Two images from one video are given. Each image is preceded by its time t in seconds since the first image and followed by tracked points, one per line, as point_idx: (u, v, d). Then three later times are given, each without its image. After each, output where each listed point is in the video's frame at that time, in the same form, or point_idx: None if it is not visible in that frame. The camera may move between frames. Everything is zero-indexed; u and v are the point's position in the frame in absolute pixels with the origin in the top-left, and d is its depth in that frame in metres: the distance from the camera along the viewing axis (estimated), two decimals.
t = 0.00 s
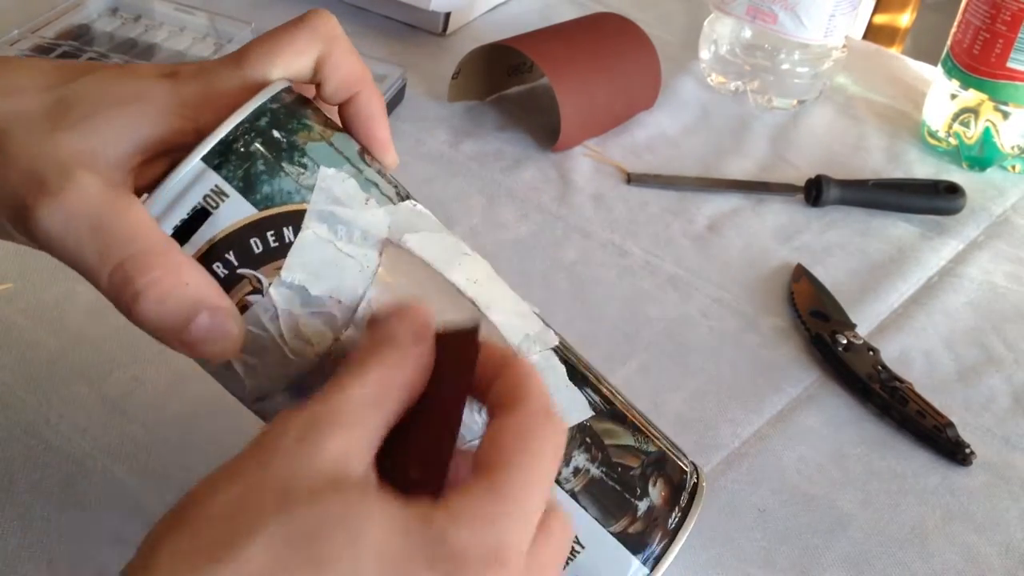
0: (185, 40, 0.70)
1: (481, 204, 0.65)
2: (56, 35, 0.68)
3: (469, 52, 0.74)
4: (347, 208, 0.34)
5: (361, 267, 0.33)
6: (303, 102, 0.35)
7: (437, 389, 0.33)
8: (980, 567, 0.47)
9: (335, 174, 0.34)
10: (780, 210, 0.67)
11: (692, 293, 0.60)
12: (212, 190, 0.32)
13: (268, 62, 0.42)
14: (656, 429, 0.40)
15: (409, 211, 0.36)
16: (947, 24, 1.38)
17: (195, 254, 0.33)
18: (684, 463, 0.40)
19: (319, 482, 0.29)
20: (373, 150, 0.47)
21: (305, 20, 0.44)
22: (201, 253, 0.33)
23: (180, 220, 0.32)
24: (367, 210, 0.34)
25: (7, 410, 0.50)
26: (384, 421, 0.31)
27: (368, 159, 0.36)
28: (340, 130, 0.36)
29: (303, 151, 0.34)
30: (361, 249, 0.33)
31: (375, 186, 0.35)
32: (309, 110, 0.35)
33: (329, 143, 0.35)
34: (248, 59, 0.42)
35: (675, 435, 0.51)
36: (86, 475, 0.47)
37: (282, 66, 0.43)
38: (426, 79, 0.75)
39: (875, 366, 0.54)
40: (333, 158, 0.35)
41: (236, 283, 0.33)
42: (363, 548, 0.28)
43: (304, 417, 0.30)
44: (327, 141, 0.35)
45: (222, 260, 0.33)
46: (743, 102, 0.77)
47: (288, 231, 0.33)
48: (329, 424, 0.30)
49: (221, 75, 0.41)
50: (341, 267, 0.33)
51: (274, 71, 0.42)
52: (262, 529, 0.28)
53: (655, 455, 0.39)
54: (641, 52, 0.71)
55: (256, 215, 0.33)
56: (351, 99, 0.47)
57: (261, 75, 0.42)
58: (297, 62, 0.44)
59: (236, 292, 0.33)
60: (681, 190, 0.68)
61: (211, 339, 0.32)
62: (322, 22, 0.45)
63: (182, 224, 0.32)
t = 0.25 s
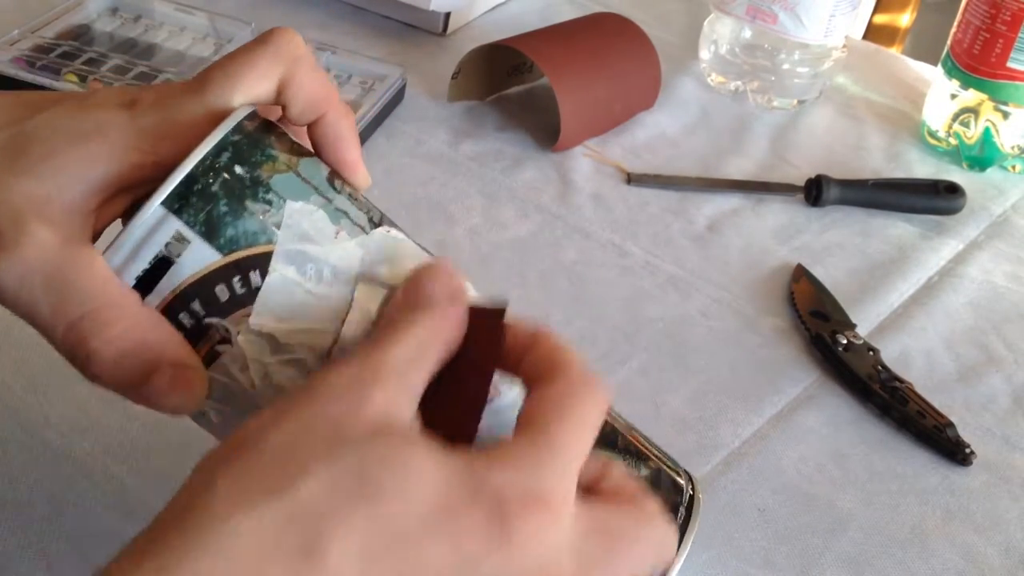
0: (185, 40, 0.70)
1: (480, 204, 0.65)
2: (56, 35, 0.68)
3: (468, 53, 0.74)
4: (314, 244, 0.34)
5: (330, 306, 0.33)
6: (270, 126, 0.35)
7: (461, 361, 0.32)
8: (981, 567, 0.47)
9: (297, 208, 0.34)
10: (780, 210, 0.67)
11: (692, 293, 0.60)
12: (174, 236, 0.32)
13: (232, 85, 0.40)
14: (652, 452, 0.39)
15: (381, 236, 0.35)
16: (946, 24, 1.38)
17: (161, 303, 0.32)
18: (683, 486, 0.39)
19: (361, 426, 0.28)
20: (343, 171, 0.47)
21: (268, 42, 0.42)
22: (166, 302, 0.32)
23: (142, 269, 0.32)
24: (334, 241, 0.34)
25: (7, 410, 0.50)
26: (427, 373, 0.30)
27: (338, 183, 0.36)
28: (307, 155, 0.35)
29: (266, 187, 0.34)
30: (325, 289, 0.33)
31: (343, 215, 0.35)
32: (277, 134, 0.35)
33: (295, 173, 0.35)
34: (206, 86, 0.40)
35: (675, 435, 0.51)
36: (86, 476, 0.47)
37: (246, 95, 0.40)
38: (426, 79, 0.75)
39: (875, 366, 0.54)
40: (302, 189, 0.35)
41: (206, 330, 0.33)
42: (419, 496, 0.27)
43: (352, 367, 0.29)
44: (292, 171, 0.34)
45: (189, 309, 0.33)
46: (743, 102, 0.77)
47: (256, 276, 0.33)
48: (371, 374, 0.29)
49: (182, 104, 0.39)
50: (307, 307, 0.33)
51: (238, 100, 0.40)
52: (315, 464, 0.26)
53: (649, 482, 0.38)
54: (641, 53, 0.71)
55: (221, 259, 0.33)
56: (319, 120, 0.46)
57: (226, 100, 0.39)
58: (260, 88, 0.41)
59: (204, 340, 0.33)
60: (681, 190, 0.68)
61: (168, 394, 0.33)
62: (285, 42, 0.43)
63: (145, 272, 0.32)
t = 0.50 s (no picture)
0: (185, 40, 0.70)
1: (480, 204, 0.65)
2: (56, 35, 0.68)
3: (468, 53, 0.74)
4: (315, 246, 0.33)
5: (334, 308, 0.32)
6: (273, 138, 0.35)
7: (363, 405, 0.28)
8: (981, 567, 0.47)
9: (297, 212, 0.34)
10: (780, 210, 0.67)
11: (692, 293, 0.60)
12: (176, 240, 0.32)
13: (233, 92, 0.40)
14: (656, 450, 0.38)
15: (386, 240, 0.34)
16: (945, 24, 1.38)
17: (166, 308, 0.33)
18: (685, 483, 0.39)
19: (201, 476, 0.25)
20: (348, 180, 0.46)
21: (270, 49, 0.42)
22: (171, 305, 0.33)
23: (147, 272, 0.32)
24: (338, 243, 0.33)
25: (7, 410, 0.50)
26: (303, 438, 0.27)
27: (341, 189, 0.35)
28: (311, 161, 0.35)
29: (269, 190, 0.34)
30: (329, 289, 0.32)
31: (347, 219, 0.34)
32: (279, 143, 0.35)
33: (298, 177, 0.34)
34: (208, 92, 0.39)
35: (675, 435, 0.51)
36: (87, 476, 0.47)
37: (247, 100, 0.40)
38: (426, 79, 0.75)
39: (875, 366, 0.54)
40: (308, 195, 0.34)
41: (211, 331, 0.33)
42: None
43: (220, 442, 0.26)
44: (293, 175, 0.34)
45: (192, 313, 0.33)
46: (743, 102, 0.77)
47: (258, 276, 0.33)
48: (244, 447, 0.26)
49: (184, 113, 0.39)
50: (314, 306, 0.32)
51: (238, 106, 0.40)
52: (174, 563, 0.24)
53: (653, 476, 0.38)
54: (642, 52, 0.71)
55: (225, 260, 0.33)
56: (321, 127, 0.46)
57: (227, 108, 0.39)
58: (262, 93, 0.42)
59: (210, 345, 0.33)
60: (681, 190, 0.68)
61: (180, 393, 0.33)
62: (284, 49, 0.43)
63: (150, 275, 0.32)
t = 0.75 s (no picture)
0: (185, 40, 0.70)
1: (480, 204, 0.65)
2: (56, 35, 0.68)
3: (468, 53, 0.74)
4: (292, 272, 0.32)
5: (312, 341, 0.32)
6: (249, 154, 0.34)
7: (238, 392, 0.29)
8: (981, 567, 0.47)
9: (276, 234, 0.33)
10: (780, 210, 0.67)
11: (692, 293, 0.60)
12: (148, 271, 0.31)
13: (201, 113, 0.37)
14: (650, 468, 0.38)
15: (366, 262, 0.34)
16: (944, 24, 1.38)
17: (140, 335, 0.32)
18: (679, 503, 0.38)
19: (162, 415, 0.27)
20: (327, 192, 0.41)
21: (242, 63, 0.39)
22: (145, 333, 0.32)
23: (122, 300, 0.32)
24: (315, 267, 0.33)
25: (7, 411, 0.50)
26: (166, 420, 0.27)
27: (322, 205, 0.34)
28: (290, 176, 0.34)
29: (244, 216, 0.33)
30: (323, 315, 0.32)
31: (325, 241, 0.33)
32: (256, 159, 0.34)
33: (275, 200, 0.33)
34: (179, 117, 0.37)
35: (675, 435, 0.51)
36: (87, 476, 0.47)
37: (217, 119, 0.38)
38: (426, 79, 0.75)
39: (875, 366, 0.54)
40: (286, 219, 0.33)
41: (185, 360, 0.32)
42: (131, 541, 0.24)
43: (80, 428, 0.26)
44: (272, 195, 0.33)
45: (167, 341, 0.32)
46: (743, 102, 0.77)
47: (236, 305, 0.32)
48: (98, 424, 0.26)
49: (160, 134, 0.38)
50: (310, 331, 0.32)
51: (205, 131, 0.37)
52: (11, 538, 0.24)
53: (644, 502, 0.37)
54: (642, 52, 0.71)
55: (198, 290, 0.32)
56: (299, 141, 0.42)
57: (197, 130, 0.37)
58: (231, 112, 0.38)
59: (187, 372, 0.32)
60: (681, 190, 0.68)
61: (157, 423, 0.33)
62: (257, 64, 0.39)
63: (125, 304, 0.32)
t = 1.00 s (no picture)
0: (185, 40, 0.70)
1: (480, 204, 0.65)
2: (56, 35, 0.68)
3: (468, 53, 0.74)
4: (348, 204, 0.34)
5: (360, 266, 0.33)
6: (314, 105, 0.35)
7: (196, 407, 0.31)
8: (981, 567, 0.47)
9: (335, 169, 0.34)
10: (780, 210, 0.67)
11: (692, 293, 0.60)
12: (217, 177, 0.32)
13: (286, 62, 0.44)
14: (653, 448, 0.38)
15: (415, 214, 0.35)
16: (944, 24, 1.38)
17: (200, 242, 0.32)
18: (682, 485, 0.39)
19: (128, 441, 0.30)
20: (379, 154, 0.46)
21: (319, 29, 0.45)
22: (206, 239, 0.32)
23: (186, 206, 0.32)
24: (367, 205, 0.34)
25: (7, 410, 0.50)
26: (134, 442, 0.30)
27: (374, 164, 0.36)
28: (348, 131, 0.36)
29: (312, 144, 0.34)
30: (360, 245, 0.33)
31: (379, 186, 0.35)
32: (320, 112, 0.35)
33: (338, 143, 0.35)
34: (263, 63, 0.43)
35: (675, 435, 0.51)
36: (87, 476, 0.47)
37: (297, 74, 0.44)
38: (426, 79, 0.75)
39: (875, 366, 0.54)
40: (343, 155, 0.35)
41: (241, 268, 0.33)
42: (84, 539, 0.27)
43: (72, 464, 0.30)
44: (335, 140, 0.35)
45: (226, 250, 0.33)
46: (743, 102, 0.77)
47: (293, 220, 0.33)
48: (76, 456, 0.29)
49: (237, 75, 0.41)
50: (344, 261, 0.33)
51: (286, 76, 0.43)
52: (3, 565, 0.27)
53: (653, 470, 0.38)
54: (642, 52, 0.71)
55: (262, 202, 0.33)
56: (359, 107, 0.47)
57: (278, 74, 0.43)
58: (309, 68, 0.45)
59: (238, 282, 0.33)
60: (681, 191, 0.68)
61: (203, 331, 0.33)
62: (333, 31, 0.46)
63: (188, 210, 0.32)
